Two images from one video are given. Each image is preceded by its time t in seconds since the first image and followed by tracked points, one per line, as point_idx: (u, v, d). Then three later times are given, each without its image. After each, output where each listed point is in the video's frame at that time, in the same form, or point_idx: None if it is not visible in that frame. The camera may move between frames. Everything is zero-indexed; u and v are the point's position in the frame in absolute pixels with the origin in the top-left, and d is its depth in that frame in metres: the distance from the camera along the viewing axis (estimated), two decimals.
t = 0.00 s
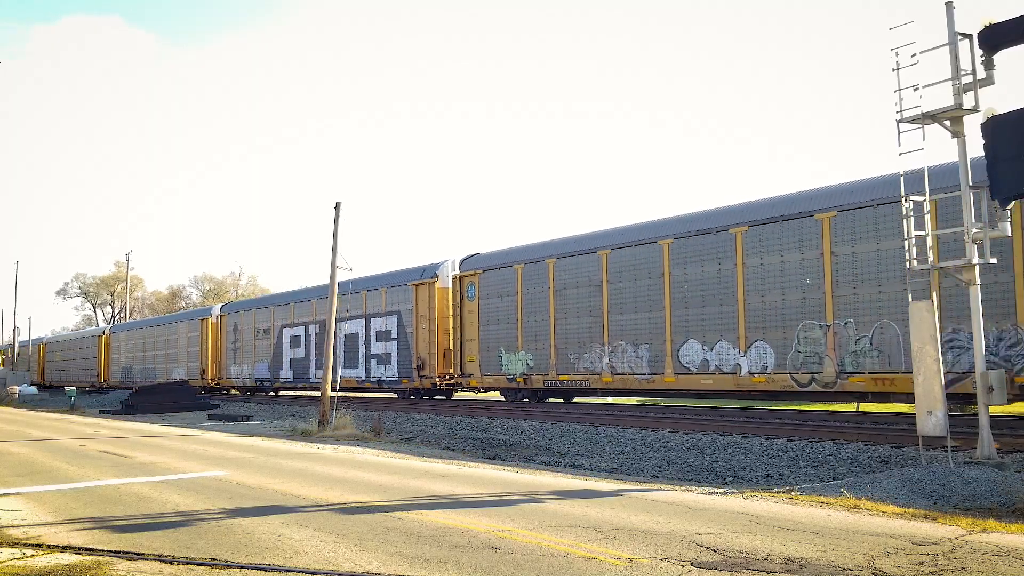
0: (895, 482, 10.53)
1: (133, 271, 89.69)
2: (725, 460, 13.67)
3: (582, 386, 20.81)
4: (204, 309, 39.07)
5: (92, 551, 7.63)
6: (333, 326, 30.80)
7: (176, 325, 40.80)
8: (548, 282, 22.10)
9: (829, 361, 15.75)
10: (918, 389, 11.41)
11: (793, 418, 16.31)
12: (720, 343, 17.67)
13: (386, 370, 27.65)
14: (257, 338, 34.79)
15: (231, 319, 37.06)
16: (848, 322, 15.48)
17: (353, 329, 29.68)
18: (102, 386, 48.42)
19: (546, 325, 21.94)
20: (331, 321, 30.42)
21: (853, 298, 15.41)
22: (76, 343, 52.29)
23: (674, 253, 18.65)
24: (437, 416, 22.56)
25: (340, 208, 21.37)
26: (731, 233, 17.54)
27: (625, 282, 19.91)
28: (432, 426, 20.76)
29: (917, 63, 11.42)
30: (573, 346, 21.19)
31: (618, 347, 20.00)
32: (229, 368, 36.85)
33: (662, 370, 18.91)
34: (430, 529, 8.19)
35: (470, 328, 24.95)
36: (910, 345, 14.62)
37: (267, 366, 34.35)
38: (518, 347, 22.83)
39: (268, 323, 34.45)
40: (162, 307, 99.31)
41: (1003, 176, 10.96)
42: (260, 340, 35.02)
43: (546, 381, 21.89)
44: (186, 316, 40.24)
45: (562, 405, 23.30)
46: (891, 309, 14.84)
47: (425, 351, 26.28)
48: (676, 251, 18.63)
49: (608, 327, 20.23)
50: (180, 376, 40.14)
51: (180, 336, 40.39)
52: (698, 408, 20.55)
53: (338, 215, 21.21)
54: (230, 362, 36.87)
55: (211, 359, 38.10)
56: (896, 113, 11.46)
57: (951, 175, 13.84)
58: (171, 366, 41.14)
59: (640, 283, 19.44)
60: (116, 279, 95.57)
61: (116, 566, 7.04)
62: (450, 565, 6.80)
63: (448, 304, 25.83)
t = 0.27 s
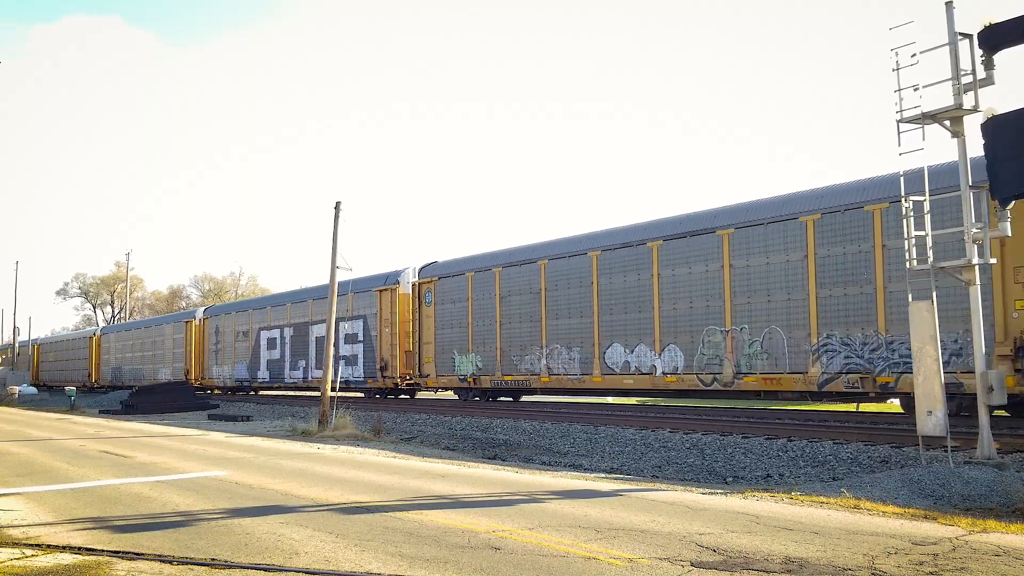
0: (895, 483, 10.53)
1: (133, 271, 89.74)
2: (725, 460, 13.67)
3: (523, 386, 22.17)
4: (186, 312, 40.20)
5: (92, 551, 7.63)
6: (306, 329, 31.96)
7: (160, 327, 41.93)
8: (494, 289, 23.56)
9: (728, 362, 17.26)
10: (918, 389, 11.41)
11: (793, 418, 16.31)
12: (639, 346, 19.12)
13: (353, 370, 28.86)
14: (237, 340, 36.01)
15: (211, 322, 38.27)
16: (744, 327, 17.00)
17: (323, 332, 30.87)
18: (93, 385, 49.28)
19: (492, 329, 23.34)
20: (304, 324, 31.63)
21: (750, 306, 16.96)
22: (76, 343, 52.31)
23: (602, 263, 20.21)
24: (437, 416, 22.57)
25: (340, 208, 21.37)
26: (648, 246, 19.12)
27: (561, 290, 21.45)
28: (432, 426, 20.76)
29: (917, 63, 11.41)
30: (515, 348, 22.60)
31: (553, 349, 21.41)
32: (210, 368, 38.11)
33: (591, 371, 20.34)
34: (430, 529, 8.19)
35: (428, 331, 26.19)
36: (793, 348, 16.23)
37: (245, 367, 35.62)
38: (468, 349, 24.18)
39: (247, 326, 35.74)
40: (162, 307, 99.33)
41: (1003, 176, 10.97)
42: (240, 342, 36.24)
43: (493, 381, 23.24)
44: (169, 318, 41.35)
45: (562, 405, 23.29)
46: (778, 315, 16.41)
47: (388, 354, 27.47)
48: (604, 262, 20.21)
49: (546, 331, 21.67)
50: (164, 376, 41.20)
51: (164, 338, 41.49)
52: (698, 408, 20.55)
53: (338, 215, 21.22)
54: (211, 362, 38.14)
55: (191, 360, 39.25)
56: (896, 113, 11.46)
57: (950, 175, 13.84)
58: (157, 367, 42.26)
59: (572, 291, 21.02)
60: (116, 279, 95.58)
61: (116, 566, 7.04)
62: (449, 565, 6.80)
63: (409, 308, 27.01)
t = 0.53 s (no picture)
0: (895, 483, 10.52)
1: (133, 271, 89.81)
2: (725, 460, 13.66)
3: (471, 385, 23.53)
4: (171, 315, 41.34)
5: (92, 551, 7.63)
6: (281, 331, 33.11)
7: (148, 329, 43.03)
8: (447, 295, 24.92)
9: (646, 364, 18.78)
10: (918, 388, 11.42)
11: (793, 418, 16.31)
12: (572, 349, 20.64)
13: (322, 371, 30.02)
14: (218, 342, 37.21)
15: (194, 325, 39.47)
16: (659, 333, 18.52)
17: (298, 333, 32.07)
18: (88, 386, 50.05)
19: (445, 333, 24.71)
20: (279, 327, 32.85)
21: (664, 313, 18.44)
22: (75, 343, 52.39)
23: (556, 271, 21.23)
24: (437, 416, 22.57)
25: (340, 208, 21.37)
26: (580, 257, 20.60)
27: (507, 297, 22.75)
28: (432, 426, 20.76)
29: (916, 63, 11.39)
30: (464, 351, 24.02)
31: (499, 351, 22.76)
32: (194, 369, 39.29)
33: (531, 371, 21.82)
34: (430, 529, 8.19)
35: (389, 334, 27.40)
36: (698, 351, 17.82)
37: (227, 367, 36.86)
38: (424, 352, 25.58)
39: (228, 328, 36.96)
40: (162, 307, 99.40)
41: (1003, 176, 10.96)
42: (222, 343, 37.41)
43: (446, 381, 24.58)
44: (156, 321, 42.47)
45: (562, 404, 23.28)
46: (687, 323, 17.94)
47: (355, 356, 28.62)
48: (543, 271, 21.68)
49: (493, 334, 23.01)
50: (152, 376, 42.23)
51: (151, 339, 42.55)
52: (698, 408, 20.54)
53: (338, 215, 21.22)
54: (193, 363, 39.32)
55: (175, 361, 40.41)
56: (896, 113, 11.46)
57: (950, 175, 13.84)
58: (146, 367, 43.29)
59: (516, 297, 22.36)
60: (116, 279, 95.62)
61: (116, 566, 7.04)
62: (449, 565, 6.80)
63: (374, 313, 28.24)
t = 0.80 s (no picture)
0: (895, 483, 10.52)
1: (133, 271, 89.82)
2: (725, 460, 13.67)
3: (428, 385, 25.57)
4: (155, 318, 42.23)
5: (92, 551, 7.63)
6: (259, 334, 34.44)
7: (137, 331, 43.78)
8: (408, 300, 26.89)
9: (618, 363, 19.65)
10: (918, 389, 11.41)
11: (793, 418, 16.30)
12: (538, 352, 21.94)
13: (296, 371, 31.67)
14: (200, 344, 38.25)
15: (176, 327, 40.46)
16: (605, 335, 20.13)
17: (274, 336, 33.52)
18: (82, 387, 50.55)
19: (405, 335, 26.72)
20: (257, 329, 34.18)
21: (593, 318, 20.44)
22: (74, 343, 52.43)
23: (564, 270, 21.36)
24: (437, 416, 22.58)
25: (340, 208, 21.37)
26: (523, 266, 22.59)
27: (459, 303, 24.76)
28: (432, 426, 20.76)
29: (917, 64, 11.36)
30: (424, 352, 25.91)
31: (453, 354, 24.66)
32: (177, 369, 40.25)
33: (480, 372, 23.61)
34: (430, 529, 8.19)
35: (356, 337, 29.33)
36: (621, 353, 19.68)
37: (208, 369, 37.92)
38: (388, 353, 27.57)
39: (209, 330, 38.05)
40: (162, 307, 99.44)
41: (1003, 176, 10.97)
42: (204, 345, 38.44)
43: (406, 380, 26.64)
44: (143, 323, 43.31)
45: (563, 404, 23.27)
46: (612, 328, 19.85)
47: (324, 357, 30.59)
48: (490, 279, 23.62)
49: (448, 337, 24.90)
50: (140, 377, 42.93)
51: (139, 341, 43.29)
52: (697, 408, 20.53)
53: (338, 215, 21.23)
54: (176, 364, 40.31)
55: (160, 362, 41.31)
56: (896, 113, 11.45)
57: (950, 175, 13.86)
58: (134, 368, 44.07)
59: (467, 304, 24.34)
60: (116, 279, 95.63)
61: (116, 566, 7.03)
62: (449, 565, 6.79)
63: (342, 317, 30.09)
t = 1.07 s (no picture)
0: (895, 483, 10.52)
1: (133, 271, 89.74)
2: (725, 460, 13.67)
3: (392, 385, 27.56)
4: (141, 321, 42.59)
5: (92, 551, 7.63)
6: (238, 336, 34.98)
7: (126, 332, 44.05)
8: (373, 307, 29.00)
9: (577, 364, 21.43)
10: (918, 389, 11.41)
11: (793, 418, 16.30)
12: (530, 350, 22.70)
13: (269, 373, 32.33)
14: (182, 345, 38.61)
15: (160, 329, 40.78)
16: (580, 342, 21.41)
17: (252, 338, 34.17)
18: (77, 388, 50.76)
19: (370, 339, 28.74)
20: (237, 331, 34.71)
21: (539, 323, 22.57)
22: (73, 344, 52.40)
23: (574, 268, 21.73)
24: (437, 416, 22.59)
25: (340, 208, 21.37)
26: (475, 275, 24.80)
27: (419, 308, 26.96)
28: (432, 426, 20.76)
29: (917, 64, 11.30)
30: (387, 355, 27.93)
31: (413, 356, 26.85)
32: (163, 370, 40.54)
33: (436, 372, 25.83)
34: (430, 529, 8.19)
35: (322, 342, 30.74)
36: (556, 355, 22.10)
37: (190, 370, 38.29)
38: (355, 356, 29.46)
39: (190, 332, 38.41)
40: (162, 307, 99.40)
41: (1004, 176, 10.97)
42: (186, 347, 38.81)
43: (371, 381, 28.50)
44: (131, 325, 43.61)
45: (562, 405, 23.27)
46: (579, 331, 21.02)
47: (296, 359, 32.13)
48: (446, 286, 25.83)
49: (409, 341, 27.07)
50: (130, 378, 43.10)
51: (128, 342, 43.50)
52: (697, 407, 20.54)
53: (338, 215, 21.22)
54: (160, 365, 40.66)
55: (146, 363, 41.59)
56: (896, 113, 11.44)
57: (950, 175, 13.86)
58: (124, 370, 44.37)
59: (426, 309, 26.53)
60: (116, 279, 95.55)
61: (116, 566, 7.04)
62: (448, 565, 6.79)
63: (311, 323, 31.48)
